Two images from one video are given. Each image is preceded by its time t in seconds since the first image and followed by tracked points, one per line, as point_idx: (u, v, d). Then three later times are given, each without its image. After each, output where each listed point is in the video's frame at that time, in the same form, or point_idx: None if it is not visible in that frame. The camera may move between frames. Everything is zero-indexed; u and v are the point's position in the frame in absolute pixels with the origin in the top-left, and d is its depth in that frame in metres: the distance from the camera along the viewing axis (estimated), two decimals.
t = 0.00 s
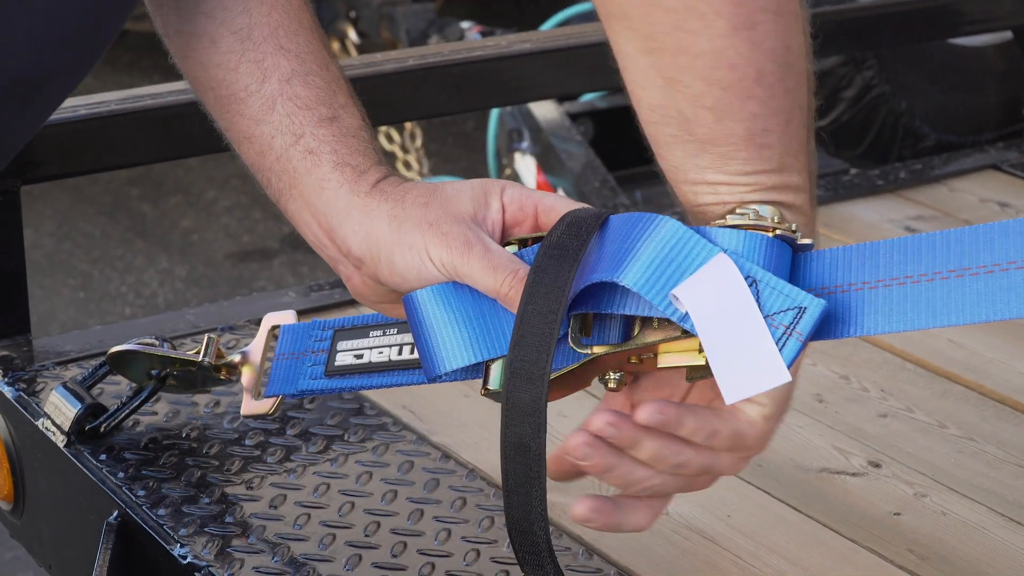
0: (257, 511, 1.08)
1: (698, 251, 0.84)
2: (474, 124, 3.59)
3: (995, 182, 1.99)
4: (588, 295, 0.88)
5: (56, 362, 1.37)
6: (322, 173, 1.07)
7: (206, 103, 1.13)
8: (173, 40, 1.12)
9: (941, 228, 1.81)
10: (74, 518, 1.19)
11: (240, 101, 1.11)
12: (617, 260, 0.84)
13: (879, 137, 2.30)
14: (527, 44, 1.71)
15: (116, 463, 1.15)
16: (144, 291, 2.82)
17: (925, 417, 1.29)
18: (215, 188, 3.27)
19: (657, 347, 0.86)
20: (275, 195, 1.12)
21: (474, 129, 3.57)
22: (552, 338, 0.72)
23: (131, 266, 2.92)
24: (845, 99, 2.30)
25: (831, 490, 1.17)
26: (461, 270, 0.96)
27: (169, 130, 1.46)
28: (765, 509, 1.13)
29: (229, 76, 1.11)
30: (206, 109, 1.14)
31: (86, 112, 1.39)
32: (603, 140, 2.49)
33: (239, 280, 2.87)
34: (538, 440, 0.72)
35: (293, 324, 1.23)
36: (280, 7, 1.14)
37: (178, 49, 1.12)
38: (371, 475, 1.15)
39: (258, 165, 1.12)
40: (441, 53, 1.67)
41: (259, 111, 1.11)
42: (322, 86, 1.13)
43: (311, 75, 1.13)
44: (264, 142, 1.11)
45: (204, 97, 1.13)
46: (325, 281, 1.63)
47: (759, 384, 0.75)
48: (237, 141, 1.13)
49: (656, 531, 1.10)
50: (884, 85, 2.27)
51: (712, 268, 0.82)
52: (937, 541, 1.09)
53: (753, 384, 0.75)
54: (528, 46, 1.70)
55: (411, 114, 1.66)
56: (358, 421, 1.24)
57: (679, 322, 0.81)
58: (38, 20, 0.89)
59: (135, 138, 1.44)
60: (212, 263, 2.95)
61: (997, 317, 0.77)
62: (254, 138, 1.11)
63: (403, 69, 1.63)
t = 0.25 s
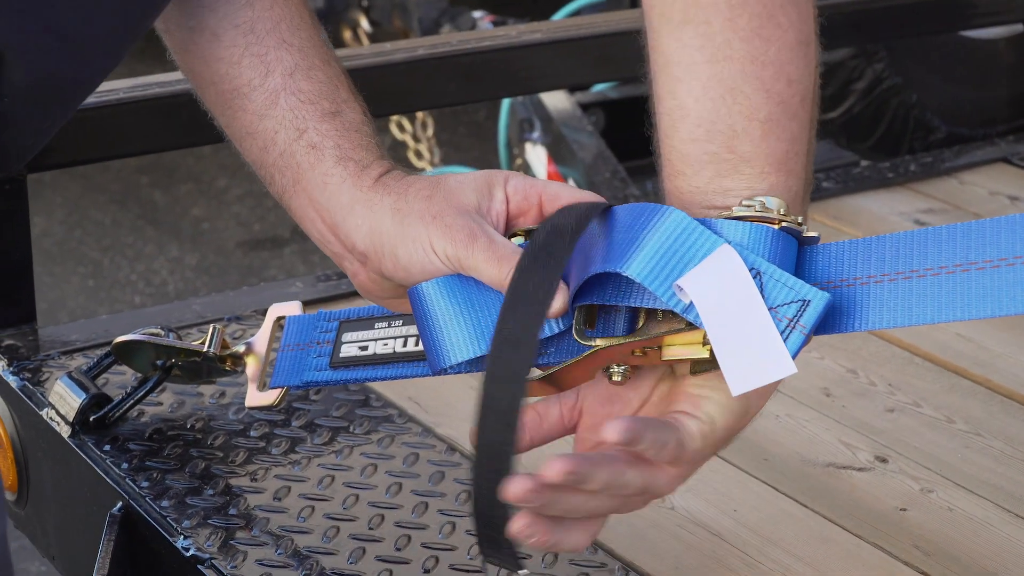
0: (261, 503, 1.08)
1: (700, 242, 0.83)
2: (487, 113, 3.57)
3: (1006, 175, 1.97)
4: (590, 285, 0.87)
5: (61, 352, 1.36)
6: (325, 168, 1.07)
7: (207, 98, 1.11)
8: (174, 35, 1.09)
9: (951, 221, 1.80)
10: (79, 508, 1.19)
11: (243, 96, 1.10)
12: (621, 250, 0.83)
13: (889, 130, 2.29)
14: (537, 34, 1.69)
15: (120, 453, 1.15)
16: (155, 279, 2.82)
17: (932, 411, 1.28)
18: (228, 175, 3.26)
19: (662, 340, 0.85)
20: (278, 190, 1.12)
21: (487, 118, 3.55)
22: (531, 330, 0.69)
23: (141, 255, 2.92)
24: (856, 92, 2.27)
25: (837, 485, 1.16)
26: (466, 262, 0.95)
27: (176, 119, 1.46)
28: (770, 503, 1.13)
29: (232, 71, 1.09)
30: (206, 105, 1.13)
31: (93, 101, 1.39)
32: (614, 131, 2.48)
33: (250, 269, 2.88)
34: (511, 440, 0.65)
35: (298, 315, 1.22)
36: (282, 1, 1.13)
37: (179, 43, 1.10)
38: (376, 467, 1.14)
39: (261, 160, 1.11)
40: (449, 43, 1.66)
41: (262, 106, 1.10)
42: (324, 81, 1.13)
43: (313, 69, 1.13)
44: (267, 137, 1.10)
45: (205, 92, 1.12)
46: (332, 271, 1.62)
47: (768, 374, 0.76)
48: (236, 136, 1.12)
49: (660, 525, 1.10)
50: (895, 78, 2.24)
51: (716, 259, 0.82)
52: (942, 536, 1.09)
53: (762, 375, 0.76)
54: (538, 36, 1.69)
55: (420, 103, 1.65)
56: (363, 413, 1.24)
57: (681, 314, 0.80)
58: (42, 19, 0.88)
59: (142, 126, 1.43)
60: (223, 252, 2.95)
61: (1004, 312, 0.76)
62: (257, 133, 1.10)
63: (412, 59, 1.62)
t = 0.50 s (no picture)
0: (261, 497, 1.08)
1: (702, 235, 0.83)
2: (494, 107, 3.56)
3: (1011, 171, 1.97)
4: (591, 277, 0.87)
5: (63, 345, 1.36)
6: (326, 163, 1.07)
7: (207, 96, 1.10)
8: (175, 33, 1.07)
9: (956, 217, 1.79)
10: (79, 501, 1.19)
11: (243, 93, 1.09)
12: (622, 243, 0.83)
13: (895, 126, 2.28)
14: (541, 28, 1.68)
15: (120, 447, 1.15)
16: (160, 272, 2.82)
17: (934, 407, 1.28)
18: (235, 168, 3.25)
19: (662, 334, 0.84)
20: (279, 187, 1.11)
21: (494, 112, 3.55)
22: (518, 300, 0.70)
23: (148, 247, 2.92)
24: (861, 87, 2.26)
25: (838, 481, 1.16)
26: (467, 255, 0.95)
27: (179, 112, 1.45)
28: (770, 499, 1.13)
29: (233, 67, 1.08)
30: (205, 102, 1.11)
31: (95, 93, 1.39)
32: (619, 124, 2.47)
33: (256, 262, 2.88)
34: (472, 414, 0.68)
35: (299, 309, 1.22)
36: None
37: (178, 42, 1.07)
38: (376, 461, 1.14)
39: (262, 158, 1.10)
40: (453, 37, 1.65)
41: (263, 103, 1.09)
42: (325, 77, 1.13)
43: (314, 65, 1.12)
44: (268, 134, 1.09)
45: (204, 89, 1.10)
46: (335, 265, 1.62)
47: (768, 367, 0.76)
48: (237, 133, 1.11)
49: (660, 520, 1.09)
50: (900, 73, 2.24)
51: (717, 253, 0.81)
52: (942, 532, 1.08)
53: (763, 368, 0.76)
54: (542, 30, 1.68)
55: (424, 97, 1.64)
56: (364, 407, 1.24)
57: (681, 306, 0.80)
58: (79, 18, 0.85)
59: (145, 119, 1.43)
60: (229, 246, 2.95)
61: (1004, 308, 0.76)
62: (258, 130, 1.09)
63: (416, 52, 1.62)
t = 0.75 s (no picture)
0: (256, 495, 1.08)
1: (697, 234, 0.82)
2: (496, 103, 3.56)
3: (1011, 169, 1.96)
4: (588, 275, 0.87)
5: (60, 341, 1.36)
6: (320, 164, 1.06)
7: (200, 100, 1.09)
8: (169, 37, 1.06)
9: (956, 215, 1.79)
10: (76, 498, 1.19)
11: (237, 96, 1.08)
12: (618, 241, 0.83)
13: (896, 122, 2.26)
14: (540, 25, 1.68)
15: (116, 444, 1.15)
16: (161, 267, 2.82)
17: (932, 406, 1.28)
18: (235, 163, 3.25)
19: (658, 332, 0.84)
20: (274, 189, 1.11)
21: (495, 108, 3.54)
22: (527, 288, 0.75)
23: (148, 243, 2.92)
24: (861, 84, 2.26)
25: (835, 480, 1.16)
26: (463, 253, 0.94)
27: (177, 108, 1.45)
28: (766, 498, 1.12)
29: (227, 71, 1.07)
30: (198, 107, 1.10)
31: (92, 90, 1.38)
32: (620, 121, 2.47)
33: (256, 258, 2.87)
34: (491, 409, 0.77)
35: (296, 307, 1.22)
36: None
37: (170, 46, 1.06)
38: (372, 459, 1.14)
39: (256, 160, 1.09)
40: (452, 33, 1.65)
41: (257, 105, 1.08)
42: (318, 79, 1.12)
43: (307, 67, 1.12)
44: (262, 136, 1.08)
45: (196, 93, 1.08)
46: (332, 261, 1.61)
47: (764, 365, 0.75)
48: (232, 137, 1.10)
49: (656, 519, 1.09)
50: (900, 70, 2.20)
51: (712, 251, 0.81)
52: (939, 532, 1.08)
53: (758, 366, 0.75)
54: (542, 26, 1.68)
55: (423, 92, 1.64)
56: (360, 404, 1.23)
57: (676, 304, 0.80)
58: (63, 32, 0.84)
59: (144, 113, 1.44)
60: (230, 241, 2.94)
61: (1000, 308, 0.76)
62: (252, 133, 1.08)
63: (415, 48, 1.61)
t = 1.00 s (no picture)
0: (249, 498, 1.08)
1: (692, 238, 0.82)
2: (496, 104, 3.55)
3: (1009, 172, 1.97)
4: (582, 278, 0.87)
5: (55, 342, 1.36)
6: (316, 167, 1.06)
7: (196, 104, 1.09)
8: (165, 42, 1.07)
9: (953, 218, 1.79)
10: (70, 499, 1.18)
11: (233, 100, 1.08)
12: (612, 244, 0.82)
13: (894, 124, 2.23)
14: (537, 27, 1.68)
15: (110, 446, 1.15)
16: (159, 268, 2.81)
17: (927, 410, 1.28)
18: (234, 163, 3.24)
19: (653, 335, 0.84)
20: (271, 193, 1.11)
21: (496, 109, 3.54)
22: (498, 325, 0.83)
23: (146, 243, 2.91)
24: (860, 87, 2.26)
25: (830, 484, 1.16)
26: (459, 256, 0.95)
27: (173, 109, 1.45)
28: (761, 502, 1.12)
29: (221, 75, 1.07)
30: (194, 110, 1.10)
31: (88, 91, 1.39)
32: (619, 124, 2.47)
33: (255, 259, 2.87)
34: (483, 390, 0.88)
35: (291, 309, 1.22)
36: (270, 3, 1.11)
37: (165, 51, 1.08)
38: (367, 462, 1.14)
39: (252, 163, 1.10)
40: (449, 34, 1.65)
41: (252, 108, 1.08)
42: (313, 82, 1.11)
43: (302, 70, 1.11)
44: (258, 140, 1.08)
45: (192, 98, 1.09)
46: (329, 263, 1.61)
47: (756, 371, 0.75)
48: (229, 140, 1.10)
49: (651, 523, 1.09)
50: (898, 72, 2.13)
51: (706, 255, 0.80)
52: (933, 537, 1.08)
53: (750, 372, 0.75)
54: (539, 28, 1.68)
55: (421, 93, 1.64)
56: (355, 407, 1.23)
57: (670, 308, 0.79)
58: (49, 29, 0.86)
59: (143, 114, 1.43)
60: (228, 241, 2.94)
61: (994, 313, 0.75)
62: (248, 136, 1.09)
63: (412, 49, 1.61)
